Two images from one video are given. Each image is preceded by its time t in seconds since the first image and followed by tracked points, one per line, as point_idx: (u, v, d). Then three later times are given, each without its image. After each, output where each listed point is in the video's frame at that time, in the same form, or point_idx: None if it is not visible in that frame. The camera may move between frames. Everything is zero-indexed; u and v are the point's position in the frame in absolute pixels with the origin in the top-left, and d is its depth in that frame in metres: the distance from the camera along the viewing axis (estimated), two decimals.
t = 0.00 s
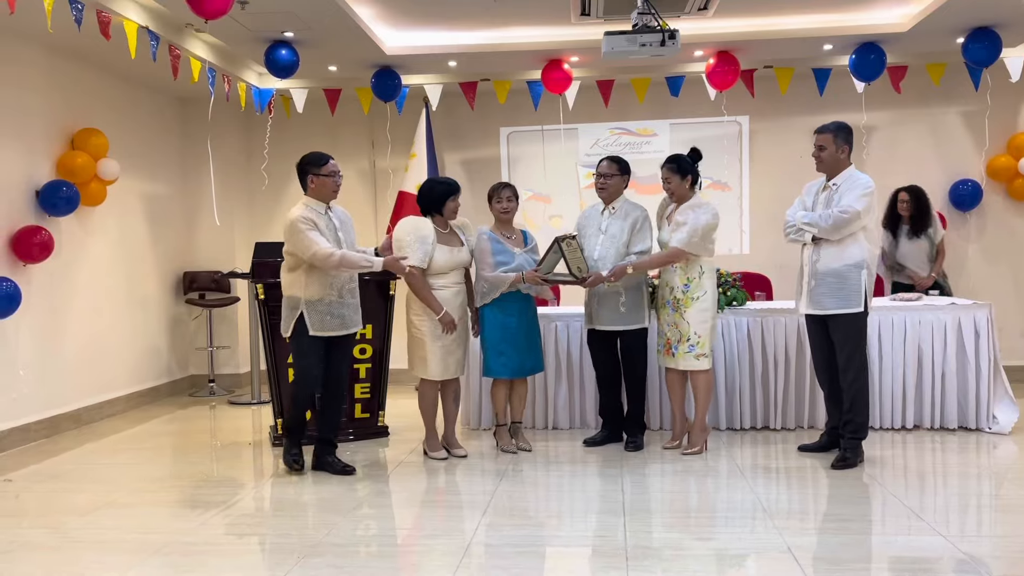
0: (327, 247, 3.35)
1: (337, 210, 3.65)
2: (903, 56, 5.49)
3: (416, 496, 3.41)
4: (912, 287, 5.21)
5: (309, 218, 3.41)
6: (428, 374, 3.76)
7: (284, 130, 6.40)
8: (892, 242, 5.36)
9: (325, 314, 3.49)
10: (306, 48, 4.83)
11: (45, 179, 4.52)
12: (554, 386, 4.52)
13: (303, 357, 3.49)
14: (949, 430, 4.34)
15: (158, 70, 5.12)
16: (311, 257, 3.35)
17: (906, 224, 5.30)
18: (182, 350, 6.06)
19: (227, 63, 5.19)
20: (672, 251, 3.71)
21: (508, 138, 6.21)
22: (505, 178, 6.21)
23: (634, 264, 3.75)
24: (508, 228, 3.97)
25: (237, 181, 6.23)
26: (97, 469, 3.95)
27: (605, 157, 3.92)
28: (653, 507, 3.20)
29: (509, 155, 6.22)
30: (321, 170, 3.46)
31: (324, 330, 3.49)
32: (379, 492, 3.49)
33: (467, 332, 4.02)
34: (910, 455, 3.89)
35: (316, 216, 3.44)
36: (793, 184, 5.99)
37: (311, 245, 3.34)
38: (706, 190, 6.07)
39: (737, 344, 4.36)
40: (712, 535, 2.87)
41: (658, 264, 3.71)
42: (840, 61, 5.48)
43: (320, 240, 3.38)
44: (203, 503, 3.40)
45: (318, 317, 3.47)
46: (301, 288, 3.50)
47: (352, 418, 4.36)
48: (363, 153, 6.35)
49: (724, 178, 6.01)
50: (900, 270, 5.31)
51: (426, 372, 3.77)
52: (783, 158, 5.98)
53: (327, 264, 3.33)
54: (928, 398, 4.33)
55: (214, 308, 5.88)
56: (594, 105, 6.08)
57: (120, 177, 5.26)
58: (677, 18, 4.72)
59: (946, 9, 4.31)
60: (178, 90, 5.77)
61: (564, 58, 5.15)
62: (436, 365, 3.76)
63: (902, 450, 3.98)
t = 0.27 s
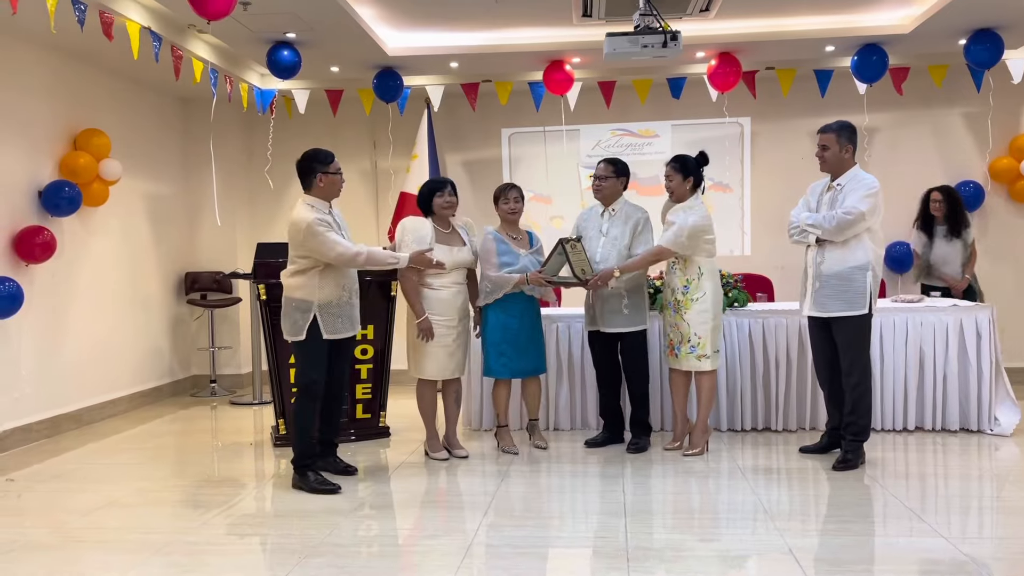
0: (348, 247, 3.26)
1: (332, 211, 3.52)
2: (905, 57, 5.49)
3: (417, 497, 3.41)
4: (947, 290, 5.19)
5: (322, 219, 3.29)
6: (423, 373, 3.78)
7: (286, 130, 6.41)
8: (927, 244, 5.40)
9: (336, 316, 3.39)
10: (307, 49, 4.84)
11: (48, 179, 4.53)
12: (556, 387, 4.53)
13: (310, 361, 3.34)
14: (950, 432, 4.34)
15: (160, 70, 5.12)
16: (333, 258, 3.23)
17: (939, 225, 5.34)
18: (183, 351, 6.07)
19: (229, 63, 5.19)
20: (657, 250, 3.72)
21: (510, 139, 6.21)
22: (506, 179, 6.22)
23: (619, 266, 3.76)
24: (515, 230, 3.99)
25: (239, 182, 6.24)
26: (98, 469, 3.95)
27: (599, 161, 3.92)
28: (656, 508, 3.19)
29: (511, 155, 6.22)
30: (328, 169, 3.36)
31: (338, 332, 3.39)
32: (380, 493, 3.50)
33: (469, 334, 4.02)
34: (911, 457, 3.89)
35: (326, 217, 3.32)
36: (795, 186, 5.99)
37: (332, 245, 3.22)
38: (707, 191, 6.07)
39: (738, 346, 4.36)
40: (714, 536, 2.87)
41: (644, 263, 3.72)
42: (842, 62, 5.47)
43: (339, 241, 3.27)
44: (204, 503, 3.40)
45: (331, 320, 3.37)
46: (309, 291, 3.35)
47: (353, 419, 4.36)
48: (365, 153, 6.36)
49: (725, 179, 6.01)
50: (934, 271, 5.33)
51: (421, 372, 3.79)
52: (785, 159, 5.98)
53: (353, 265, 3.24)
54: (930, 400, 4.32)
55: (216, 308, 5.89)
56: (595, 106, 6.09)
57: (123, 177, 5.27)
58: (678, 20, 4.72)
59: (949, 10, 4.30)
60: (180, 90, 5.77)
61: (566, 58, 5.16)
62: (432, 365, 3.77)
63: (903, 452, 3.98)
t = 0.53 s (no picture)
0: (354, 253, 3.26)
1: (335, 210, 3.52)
2: (905, 59, 5.49)
3: (417, 498, 3.41)
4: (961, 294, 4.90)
5: (331, 221, 3.29)
6: (419, 374, 3.79)
7: (285, 131, 6.41)
8: (945, 245, 4.97)
9: (336, 319, 3.39)
10: (307, 50, 4.84)
11: (48, 180, 4.52)
12: (556, 389, 4.53)
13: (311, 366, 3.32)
14: (950, 434, 4.34)
15: (160, 71, 5.12)
16: (338, 263, 3.23)
17: (961, 227, 4.90)
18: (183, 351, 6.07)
19: (229, 64, 5.19)
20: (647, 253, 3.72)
21: (510, 141, 6.21)
22: (506, 180, 6.22)
23: (610, 270, 3.76)
24: (522, 231, 4.00)
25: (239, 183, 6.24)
26: (97, 470, 3.95)
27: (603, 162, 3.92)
28: (657, 510, 3.19)
29: (511, 157, 6.23)
30: (336, 170, 3.36)
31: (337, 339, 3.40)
32: (379, 494, 3.50)
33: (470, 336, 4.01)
34: (911, 459, 3.89)
35: (333, 218, 3.32)
36: (794, 187, 5.99)
37: (339, 250, 3.22)
38: (707, 193, 6.08)
39: (737, 347, 4.36)
40: (714, 537, 2.87)
41: (632, 266, 3.72)
42: (842, 64, 5.48)
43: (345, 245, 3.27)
44: (203, 505, 3.40)
45: (333, 324, 3.37)
46: (309, 292, 3.34)
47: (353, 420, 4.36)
48: (365, 155, 6.36)
49: (725, 181, 6.01)
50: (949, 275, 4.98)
51: (416, 372, 3.80)
52: (784, 161, 5.98)
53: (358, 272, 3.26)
54: (930, 402, 4.32)
55: (216, 309, 5.89)
56: (595, 107, 6.09)
57: (123, 178, 5.27)
58: (678, 21, 4.72)
59: (948, 13, 4.30)
60: (180, 91, 5.77)
61: (566, 60, 5.16)
62: (427, 365, 3.78)
63: (902, 454, 3.98)
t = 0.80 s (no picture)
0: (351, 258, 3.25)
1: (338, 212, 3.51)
2: (903, 63, 5.50)
3: (416, 501, 3.41)
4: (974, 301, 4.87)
5: (330, 223, 3.28)
6: (419, 376, 3.79)
7: (284, 133, 6.41)
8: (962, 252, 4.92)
9: (334, 324, 3.38)
10: (306, 52, 4.84)
11: (45, 181, 4.52)
12: (555, 391, 4.53)
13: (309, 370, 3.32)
14: (948, 437, 4.34)
15: (159, 73, 5.12)
16: (333, 267, 3.22)
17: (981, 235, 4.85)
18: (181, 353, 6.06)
19: (228, 66, 5.19)
20: (641, 255, 3.70)
21: (508, 143, 6.22)
22: (505, 183, 6.22)
23: (604, 270, 3.76)
24: (521, 234, 4.00)
25: (237, 185, 6.23)
26: (95, 472, 3.94)
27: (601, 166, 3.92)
28: (657, 513, 3.19)
29: (510, 159, 6.23)
30: (338, 172, 3.35)
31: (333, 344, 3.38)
32: (377, 496, 3.49)
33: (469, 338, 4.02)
34: (908, 462, 3.89)
35: (333, 221, 3.31)
36: (793, 190, 6.00)
37: (335, 253, 3.21)
38: (706, 196, 6.08)
39: (736, 350, 4.36)
40: (713, 540, 2.87)
41: (626, 268, 3.70)
42: (840, 68, 5.49)
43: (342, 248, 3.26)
44: (201, 507, 3.40)
45: (331, 329, 3.37)
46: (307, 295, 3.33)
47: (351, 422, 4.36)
48: (364, 157, 6.36)
49: (724, 184, 6.02)
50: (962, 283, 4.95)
51: (416, 375, 3.80)
52: (783, 164, 5.99)
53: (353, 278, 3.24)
54: (928, 405, 4.33)
55: (214, 311, 5.88)
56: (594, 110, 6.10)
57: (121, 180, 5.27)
58: (677, 25, 4.73)
59: (947, 17, 4.31)
60: (178, 93, 5.77)
61: (565, 63, 5.17)
62: (426, 368, 3.78)
63: (900, 457, 3.98)
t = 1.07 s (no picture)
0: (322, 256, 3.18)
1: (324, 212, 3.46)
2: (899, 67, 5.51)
3: (412, 504, 3.40)
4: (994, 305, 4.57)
5: (304, 221, 3.22)
6: (415, 379, 3.78)
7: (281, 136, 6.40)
8: (984, 252, 4.63)
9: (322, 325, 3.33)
10: (304, 54, 4.84)
11: (41, 183, 4.50)
12: (551, 394, 4.53)
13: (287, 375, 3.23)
14: (943, 440, 4.35)
15: (156, 75, 5.12)
16: (305, 265, 3.15)
17: (1005, 234, 4.56)
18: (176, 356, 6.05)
19: (225, 68, 5.19)
20: (635, 256, 3.70)
21: (505, 146, 6.22)
22: (502, 186, 6.23)
23: (597, 270, 3.77)
24: (520, 237, 4.00)
25: (234, 187, 6.23)
26: (90, 475, 3.93)
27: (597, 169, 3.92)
28: (653, 516, 3.19)
29: (507, 162, 6.24)
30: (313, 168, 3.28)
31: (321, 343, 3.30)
32: (373, 499, 3.49)
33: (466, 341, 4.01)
34: (904, 465, 3.90)
35: (308, 219, 3.25)
36: (789, 194, 6.01)
37: (306, 251, 3.15)
38: (701, 200, 6.10)
39: (732, 354, 4.37)
40: (708, 544, 2.87)
41: (619, 266, 3.71)
42: (836, 72, 5.50)
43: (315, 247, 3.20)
44: (196, 510, 3.38)
45: (318, 329, 3.29)
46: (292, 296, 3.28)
47: (347, 425, 4.35)
48: (361, 159, 6.36)
49: (720, 188, 6.03)
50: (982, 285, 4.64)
51: (412, 377, 3.79)
52: (779, 167, 6.00)
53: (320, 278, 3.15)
54: (923, 408, 4.33)
55: (210, 313, 5.87)
56: (591, 113, 6.10)
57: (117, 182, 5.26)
58: (674, 28, 4.74)
59: (942, 21, 4.33)
60: (174, 95, 5.76)
61: (562, 66, 5.18)
62: (422, 370, 3.77)
63: (895, 460, 3.99)
